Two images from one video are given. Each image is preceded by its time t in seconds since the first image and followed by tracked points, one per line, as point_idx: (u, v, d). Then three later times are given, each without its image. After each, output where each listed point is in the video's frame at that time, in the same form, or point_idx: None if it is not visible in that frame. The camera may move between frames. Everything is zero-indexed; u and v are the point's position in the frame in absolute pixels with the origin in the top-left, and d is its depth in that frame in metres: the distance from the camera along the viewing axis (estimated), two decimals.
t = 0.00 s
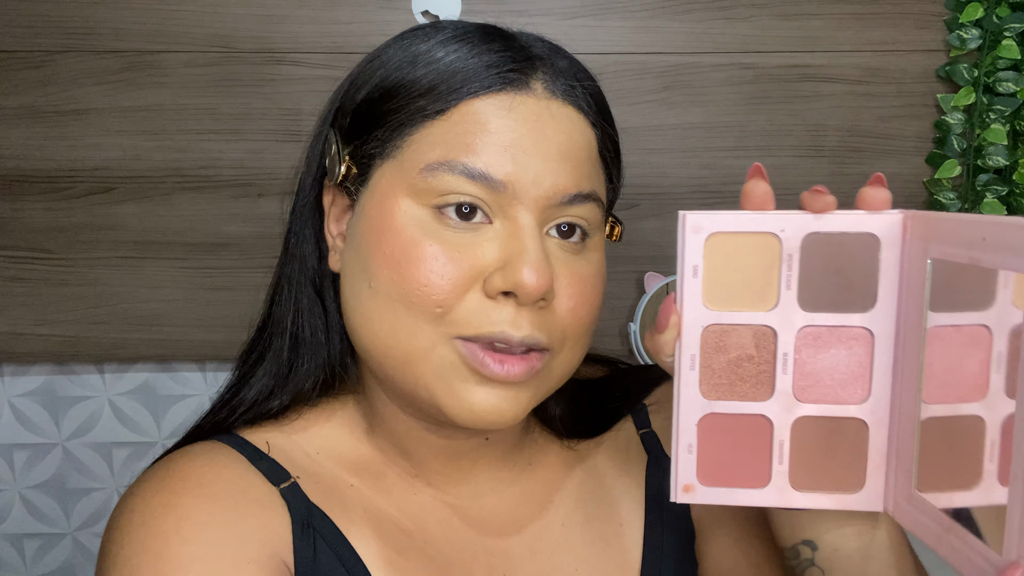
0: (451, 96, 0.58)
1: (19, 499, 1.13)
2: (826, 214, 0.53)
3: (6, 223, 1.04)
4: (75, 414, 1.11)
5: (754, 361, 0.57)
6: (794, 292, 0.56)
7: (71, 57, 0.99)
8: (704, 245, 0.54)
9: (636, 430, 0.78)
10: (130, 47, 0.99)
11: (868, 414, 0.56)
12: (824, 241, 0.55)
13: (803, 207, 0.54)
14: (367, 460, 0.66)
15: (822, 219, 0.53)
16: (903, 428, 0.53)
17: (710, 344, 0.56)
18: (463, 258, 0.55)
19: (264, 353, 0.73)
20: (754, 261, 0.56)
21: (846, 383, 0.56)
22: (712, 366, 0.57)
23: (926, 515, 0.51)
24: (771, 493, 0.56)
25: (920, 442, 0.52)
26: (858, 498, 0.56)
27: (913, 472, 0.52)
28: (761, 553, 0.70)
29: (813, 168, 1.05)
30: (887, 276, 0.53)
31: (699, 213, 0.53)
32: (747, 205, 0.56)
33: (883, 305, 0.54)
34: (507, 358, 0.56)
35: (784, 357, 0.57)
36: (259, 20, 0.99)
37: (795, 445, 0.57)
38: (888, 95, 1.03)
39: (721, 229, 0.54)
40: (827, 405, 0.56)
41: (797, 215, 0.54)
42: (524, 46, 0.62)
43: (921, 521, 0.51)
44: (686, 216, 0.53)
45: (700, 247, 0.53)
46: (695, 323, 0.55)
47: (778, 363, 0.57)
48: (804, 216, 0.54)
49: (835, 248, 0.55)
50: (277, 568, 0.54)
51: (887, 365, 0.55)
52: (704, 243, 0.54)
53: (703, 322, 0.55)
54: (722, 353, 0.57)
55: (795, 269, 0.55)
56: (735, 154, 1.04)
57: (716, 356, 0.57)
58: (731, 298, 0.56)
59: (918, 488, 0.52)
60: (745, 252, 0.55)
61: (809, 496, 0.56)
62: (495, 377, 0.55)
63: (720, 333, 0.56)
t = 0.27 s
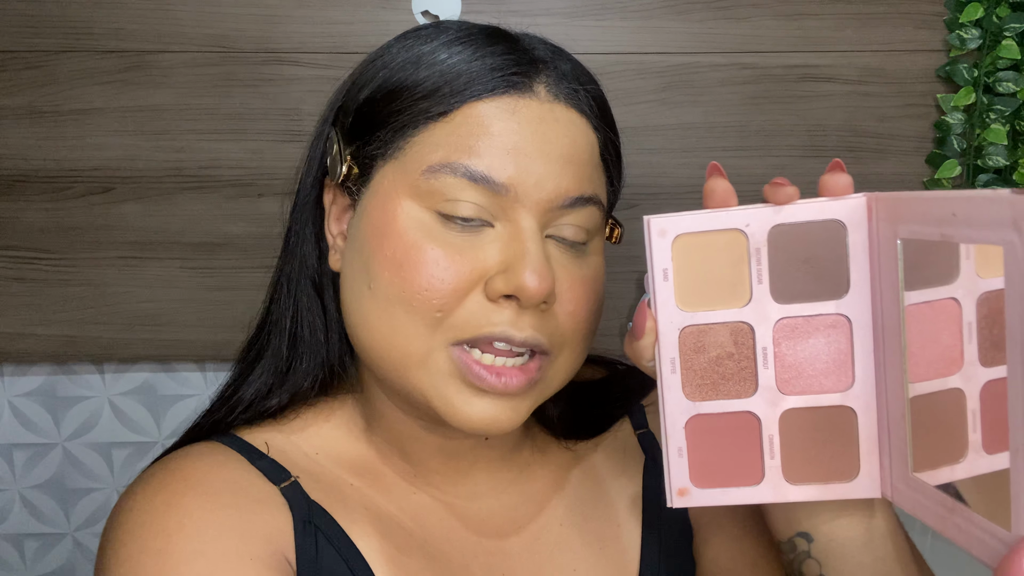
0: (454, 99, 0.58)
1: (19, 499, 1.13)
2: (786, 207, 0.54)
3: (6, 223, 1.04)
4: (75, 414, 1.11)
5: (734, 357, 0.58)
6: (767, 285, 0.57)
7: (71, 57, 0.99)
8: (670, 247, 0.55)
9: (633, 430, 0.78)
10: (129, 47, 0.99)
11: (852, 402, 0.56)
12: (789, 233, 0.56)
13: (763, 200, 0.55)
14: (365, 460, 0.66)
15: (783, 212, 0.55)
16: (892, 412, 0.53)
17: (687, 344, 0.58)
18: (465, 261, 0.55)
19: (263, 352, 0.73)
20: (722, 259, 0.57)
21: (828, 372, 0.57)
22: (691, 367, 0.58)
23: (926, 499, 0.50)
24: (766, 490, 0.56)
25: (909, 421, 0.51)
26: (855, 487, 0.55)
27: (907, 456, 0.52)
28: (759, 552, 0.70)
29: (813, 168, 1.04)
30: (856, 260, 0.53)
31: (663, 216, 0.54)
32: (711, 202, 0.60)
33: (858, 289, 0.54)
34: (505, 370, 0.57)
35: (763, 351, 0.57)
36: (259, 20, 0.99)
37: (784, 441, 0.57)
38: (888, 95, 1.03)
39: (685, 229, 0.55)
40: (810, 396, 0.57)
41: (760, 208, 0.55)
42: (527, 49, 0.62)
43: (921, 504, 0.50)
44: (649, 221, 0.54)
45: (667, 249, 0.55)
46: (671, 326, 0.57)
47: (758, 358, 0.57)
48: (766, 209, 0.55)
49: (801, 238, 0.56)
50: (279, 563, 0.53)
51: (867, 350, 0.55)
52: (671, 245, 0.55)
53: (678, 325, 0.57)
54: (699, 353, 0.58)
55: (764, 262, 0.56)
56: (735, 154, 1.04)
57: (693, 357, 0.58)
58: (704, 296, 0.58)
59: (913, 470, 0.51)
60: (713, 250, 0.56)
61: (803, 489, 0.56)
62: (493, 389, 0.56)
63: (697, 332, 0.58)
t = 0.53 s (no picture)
0: (452, 99, 0.58)
1: (19, 499, 1.13)
2: (767, 209, 0.56)
3: (6, 223, 1.04)
4: (75, 414, 1.11)
5: (729, 359, 0.58)
6: (757, 286, 0.58)
7: (71, 57, 0.99)
8: (658, 253, 0.56)
9: (633, 431, 0.78)
10: (130, 47, 0.99)
11: (848, 397, 0.56)
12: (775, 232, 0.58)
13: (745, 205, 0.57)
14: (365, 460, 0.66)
15: (764, 213, 0.56)
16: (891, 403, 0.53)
17: (681, 351, 0.58)
18: (463, 261, 0.55)
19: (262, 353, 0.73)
20: (711, 261, 0.58)
21: (823, 369, 0.57)
22: (688, 370, 0.58)
23: (929, 490, 0.49)
24: (769, 490, 0.56)
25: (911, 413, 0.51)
26: (859, 484, 0.55)
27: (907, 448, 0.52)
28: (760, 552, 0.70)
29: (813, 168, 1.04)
30: (844, 256, 0.54)
31: (648, 223, 0.56)
32: (695, 208, 0.62)
33: (846, 285, 0.55)
34: (510, 354, 0.56)
35: (758, 352, 0.57)
36: (259, 20, 0.99)
37: (785, 441, 0.57)
38: (888, 95, 1.03)
39: (671, 234, 0.56)
40: (807, 394, 0.57)
41: (742, 211, 0.57)
42: (526, 49, 0.62)
43: (924, 496, 0.50)
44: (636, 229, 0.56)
45: (655, 254, 0.56)
46: (665, 330, 0.57)
47: (752, 358, 0.58)
48: (748, 212, 0.57)
49: (786, 240, 0.57)
50: (279, 564, 0.53)
51: (861, 344, 0.55)
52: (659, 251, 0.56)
53: (671, 330, 0.57)
54: (694, 357, 0.58)
55: (751, 263, 0.57)
56: (735, 154, 1.04)
57: (689, 361, 0.58)
58: (696, 299, 0.58)
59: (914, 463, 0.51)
60: (700, 253, 0.58)
61: (806, 488, 0.56)
62: (500, 374, 0.55)
63: (690, 337, 0.58)
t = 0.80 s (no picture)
0: (454, 100, 0.58)
1: (19, 499, 1.13)
2: (766, 209, 0.56)
3: (6, 223, 1.04)
4: (75, 414, 1.11)
5: (731, 359, 0.58)
6: (757, 287, 0.58)
7: (71, 57, 0.99)
8: (660, 256, 0.56)
9: (633, 431, 0.78)
10: (130, 47, 0.99)
11: (850, 395, 0.56)
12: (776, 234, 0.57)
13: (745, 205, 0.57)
14: (366, 459, 0.66)
15: (763, 214, 0.56)
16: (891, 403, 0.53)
17: (683, 351, 0.58)
18: (465, 262, 0.55)
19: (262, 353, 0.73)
20: (713, 262, 0.58)
21: (825, 368, 0.57)
22: (690, 371, 0.58)
23: (926, 487, 0.49)
24: (772, 490, 0.57)
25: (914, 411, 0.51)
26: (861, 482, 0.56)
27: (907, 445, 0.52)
28: (761, 552, 0.70)
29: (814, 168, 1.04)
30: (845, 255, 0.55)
31: (650, 226, 0.55)
32: (695, 212, 0.61)
33: (847, 285, 0.55)
34: (510, 364, 0.56)
35: (759, 352, 0.57)
36: (259, 20, 0.99)
37: (787, 439, 0.58)
38: (888, 95, 1.03)
39: (672, 238, 0.56)
40: (809, 393, 0.57)
41: (741, 213, 0.57)
42: (527, 50, 0.62)
43: (921, 493, 0.50)
44: (638, 231, 0.56)
45: (657, 258, 0.56)
46: (666, 331, 0.57)
47: (754, 358, 0.58)
48: (747, 213, 0.57)
49: (787, 240, 0.57)
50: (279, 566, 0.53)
51: (862, 342, 0.56)
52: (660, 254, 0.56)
53: (674, 331, 0.58)
54: (696, 357, 0.58)
55: (752, 266, 0.57)
56: (735, 154, 1.04)
57: (692, 361, 0.58)
58: (698, 301, 0.58)
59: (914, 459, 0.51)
60: (702, 256, 0.57)
61: (808, 486, 0.56)
62: (499, 383, 0.55)
63: (692, 338, 0.58)
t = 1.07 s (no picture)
0: (459, 100, 0.58)
1: (18, 499, 1.13)
2: (788, 204, 0.57)
3: (6, 223, 1.04)
4: (75, 414, 1.11)
5: (749, 354, 0.59)
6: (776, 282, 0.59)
7: (70, 56, 0.99)
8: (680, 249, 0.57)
9: (635, 432, 0.78)
10: (129, 47, 0.99)
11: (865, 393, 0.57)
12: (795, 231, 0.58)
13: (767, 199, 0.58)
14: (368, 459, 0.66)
15: (785, 209, 0.57)
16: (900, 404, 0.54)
17: (702, 343, 0.58)
18: (470, 262, 0.55)
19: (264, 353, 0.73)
20: (732, 257, 0.59)
21: (841, 364, 0.58)
22: (708, 364, 0.58)
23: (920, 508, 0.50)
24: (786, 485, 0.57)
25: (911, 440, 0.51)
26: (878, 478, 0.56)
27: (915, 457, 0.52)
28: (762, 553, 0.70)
29: (813, 168, 1.04)
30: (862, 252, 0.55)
31: (671, 219, 0.56)
32: (717, 204, 0.63)
33: (864, 281, 0.56)
34: (517, 359, 0.56)
35: (777, 347, 0.58)
36: (259, 20, 0.99)
37: (803, 434, 0.58)
38: (888, 95, 1.03)
39: (692, 231, 0.57)
40: (828, 389, 0.58)
41: (763, 208, 0.58)
42: (533, 50, 0.62)
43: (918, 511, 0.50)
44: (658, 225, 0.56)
45: (677, 250, 0.57)
46: (684, 325, 0.58)
47: (772, 353, 0.58)
48: (770, 208, 0.58)
49: (807, 235, 0.58)
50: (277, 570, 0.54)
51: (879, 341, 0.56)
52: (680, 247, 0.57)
53: (692, 324, 0.58)
54: (713, 351, 0.58)
55: (771, 260, 0.58)
56: (735, 154, 1.04)
57: (710, 355, 0.58)
58: (717, 295, 0.59)
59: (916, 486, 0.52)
60: (721, 251, 0.58)
61: (824, 484, 0.57)
62: (505, 379, 0.55)
63: (711, 331, 0.58)
